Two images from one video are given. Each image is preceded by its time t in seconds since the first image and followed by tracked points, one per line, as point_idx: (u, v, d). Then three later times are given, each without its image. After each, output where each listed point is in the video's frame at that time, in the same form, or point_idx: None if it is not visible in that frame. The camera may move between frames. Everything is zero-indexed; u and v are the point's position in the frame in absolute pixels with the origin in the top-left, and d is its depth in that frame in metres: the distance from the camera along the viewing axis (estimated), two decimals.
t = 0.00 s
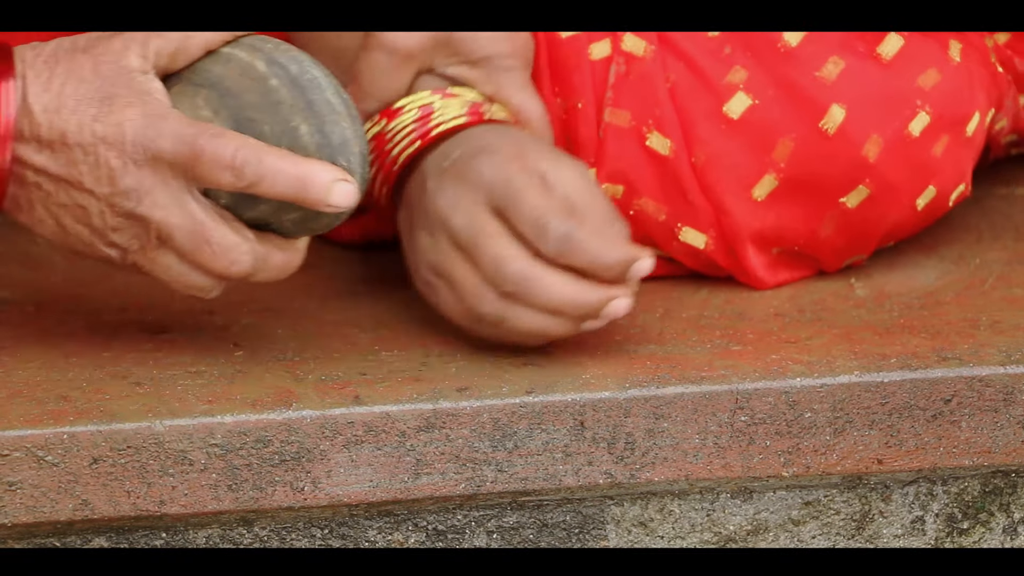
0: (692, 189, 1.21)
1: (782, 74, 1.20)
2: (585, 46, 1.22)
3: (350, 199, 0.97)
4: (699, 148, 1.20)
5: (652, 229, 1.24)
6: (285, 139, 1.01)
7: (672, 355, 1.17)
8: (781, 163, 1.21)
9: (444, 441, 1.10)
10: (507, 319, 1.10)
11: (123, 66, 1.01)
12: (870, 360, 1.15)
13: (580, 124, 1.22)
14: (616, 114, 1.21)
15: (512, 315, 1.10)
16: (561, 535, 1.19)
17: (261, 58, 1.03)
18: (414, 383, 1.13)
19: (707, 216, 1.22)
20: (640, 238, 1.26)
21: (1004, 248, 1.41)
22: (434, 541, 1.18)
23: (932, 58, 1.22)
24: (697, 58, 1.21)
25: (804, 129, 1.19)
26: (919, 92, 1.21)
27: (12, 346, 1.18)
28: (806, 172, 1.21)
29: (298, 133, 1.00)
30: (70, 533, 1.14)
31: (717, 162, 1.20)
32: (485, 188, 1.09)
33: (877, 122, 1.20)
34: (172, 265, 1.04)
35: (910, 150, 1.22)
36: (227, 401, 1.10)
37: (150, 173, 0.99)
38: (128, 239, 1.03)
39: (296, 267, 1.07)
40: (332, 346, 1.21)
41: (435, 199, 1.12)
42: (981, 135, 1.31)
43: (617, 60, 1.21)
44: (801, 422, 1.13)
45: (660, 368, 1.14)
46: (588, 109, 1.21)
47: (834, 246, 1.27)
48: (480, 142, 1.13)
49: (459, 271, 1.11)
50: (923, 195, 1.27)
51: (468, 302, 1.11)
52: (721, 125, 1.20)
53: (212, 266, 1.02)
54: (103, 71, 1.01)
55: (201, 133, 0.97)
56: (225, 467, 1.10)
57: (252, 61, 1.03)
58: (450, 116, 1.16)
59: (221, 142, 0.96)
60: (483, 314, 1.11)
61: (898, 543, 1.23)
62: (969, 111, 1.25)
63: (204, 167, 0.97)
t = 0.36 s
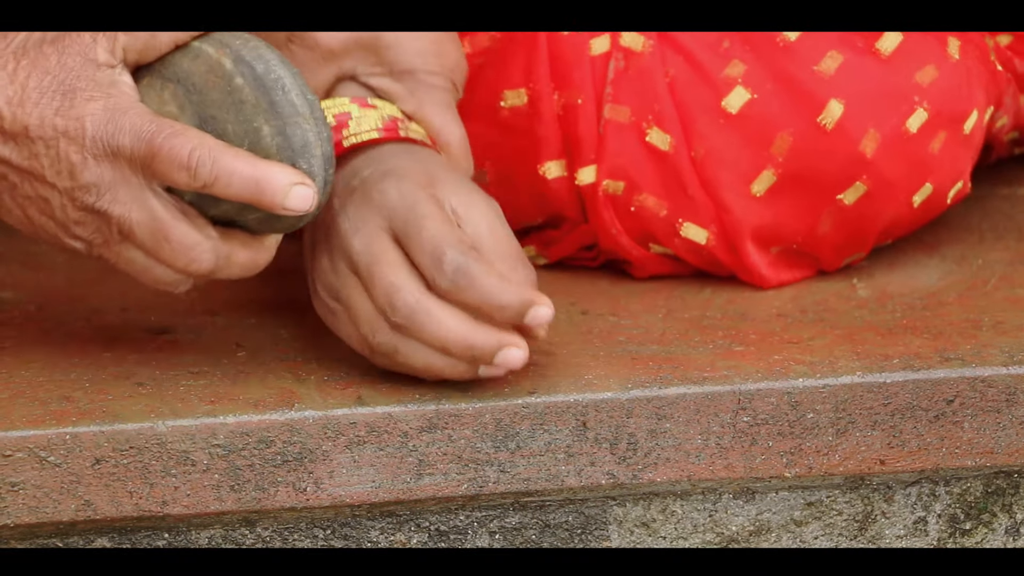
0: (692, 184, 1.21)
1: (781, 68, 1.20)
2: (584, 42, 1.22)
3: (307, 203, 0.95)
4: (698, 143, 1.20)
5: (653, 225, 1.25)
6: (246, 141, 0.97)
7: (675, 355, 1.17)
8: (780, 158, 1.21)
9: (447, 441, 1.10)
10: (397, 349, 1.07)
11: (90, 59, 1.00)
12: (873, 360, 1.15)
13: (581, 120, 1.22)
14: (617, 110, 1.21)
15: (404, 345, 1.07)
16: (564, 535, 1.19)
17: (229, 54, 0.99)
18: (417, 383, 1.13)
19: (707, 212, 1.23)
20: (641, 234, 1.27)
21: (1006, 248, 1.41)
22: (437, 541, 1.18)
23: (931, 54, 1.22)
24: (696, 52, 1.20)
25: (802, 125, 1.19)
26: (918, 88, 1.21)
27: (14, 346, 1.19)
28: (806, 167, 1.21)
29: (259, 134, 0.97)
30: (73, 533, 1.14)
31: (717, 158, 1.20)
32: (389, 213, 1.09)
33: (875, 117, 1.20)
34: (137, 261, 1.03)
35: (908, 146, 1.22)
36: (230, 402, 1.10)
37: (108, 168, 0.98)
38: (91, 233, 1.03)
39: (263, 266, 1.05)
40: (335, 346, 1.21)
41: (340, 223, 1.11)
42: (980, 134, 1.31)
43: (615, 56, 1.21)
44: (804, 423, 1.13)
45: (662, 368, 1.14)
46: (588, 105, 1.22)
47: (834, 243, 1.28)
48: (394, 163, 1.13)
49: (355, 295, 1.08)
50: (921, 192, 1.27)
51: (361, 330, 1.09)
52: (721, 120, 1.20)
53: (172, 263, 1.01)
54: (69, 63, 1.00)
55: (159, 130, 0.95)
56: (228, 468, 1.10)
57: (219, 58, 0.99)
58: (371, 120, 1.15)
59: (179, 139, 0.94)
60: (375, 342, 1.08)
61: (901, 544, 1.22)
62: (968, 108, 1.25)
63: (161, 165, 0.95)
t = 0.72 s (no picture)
0: (701, 199, 1.20)
1: (791, 81, 1.18)
2: (593, 55, 1.22)
3: (358, 196, 0.94)
4: (707, 157, 1.19)
5: (658, 237, 1.25)
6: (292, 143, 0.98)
7: (679, 355, 1.17)
8: (790, 171, 1.19)
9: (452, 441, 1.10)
10: (356, 391, 0.98)
11: (133, 79, 1.02)
12: (877, 361, 1.15)
13: (588, 135, 1.21)
14: (624, 124, 1.20)
15: (365, 390, 0.98)
16: (568, 536, 1.19)
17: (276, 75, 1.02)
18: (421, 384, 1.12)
19: (714, 226, 1.22)
20: (646, 245, 1.27)
21: (1011, 249, 1.41)
22: (440, 541, 1.18)
23: (942, 66, 1.21)
24: (705, 65, 1.19)
25: (813, 138, 1.18)
26: (930, 100, 1.20)
27: (18, 346, 1.19)
28: (817, 181, 1.20)
29: (306, 135, 0.98)
30: (77, 533, 1.14)
31: (726, 172, 1.19)
32: (382, 263, 1.03)
33: (887, 131, 1.19)
34: (167, 272, 0.99)
35: (920, 158, 1.21)
36: (234, 402, 1.10)
37: (158, 159, 0.97)
38: (126, 239, 1.00)
39: (293, 293, 1.02)
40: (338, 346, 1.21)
41: (327, 271, 1.05)
42: (990, 141, 1.30)
43: (624, 70, 1.20)
44: (808, 423, 1.13)
45: (666, 369, 1.14)
46: (595, 120, 1.21)
47: (842, 252, 1.27)
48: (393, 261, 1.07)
49: (325, 334, 1.01)
50: (932, 202, 1.27)
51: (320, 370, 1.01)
52: (731, 134, 1.19)
53: (204, 266, 0.97)
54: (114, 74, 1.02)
55: (213, 121, 0.96)
56: (232, 468, 1.10)
57: (265, 78, 1.02)
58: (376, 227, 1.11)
59: (234, 130, 0.96)
60: (336, 382, 0.99)
61: (905, 544, 1.22)
62: (978, 117, 1.25)
63: (212, 153, 0.95)
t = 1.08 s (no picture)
0: (707, 192, 1.20)
1: (797, 74, 1.18)
2: (599, 49, 1.22)
3: (370, 204, 0.91)
4: (713, 150, 1.19)
5: (664, 232, 1.24)
6: (313, 145, 0.93)
7: (685, 355, 1.17)
8: (797, 164, 1.19)
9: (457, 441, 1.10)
10: (374, 434, 1.01)
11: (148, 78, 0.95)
12: (883, 361, 1.15)
13: (594, 128, 1.22)
14: (631, 116, 1.20)
15: (384, 435, 1.01)
16: (573, 536, 1.18)
17: (305, 73, 0.96)
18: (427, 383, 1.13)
19: (721, 219, 1.22)
20: (652, 241, 1.26)
21: (1018, 250, 1.41)
22: (446, 542, 1.18)
23: (948, 60, 1.22)
24: (711, 59, 1.19)
25: (821, 131, 1.19)
26: (936, 93, 1.21)
27: (24, 346, 1.19)
28: (824, 174, 1.20)
29: (328, 140, 0.93)
30: (83, 533, 1.14)
31: (733, 165, 1.19)
32: (400, 307, 1.02)
33: (893, 123, 1.19)
34: (173, 274, 0.94)
35: (927, 152, 1.21)
36: (240, 401, 1.10)
37: (161, 161, 0.91)
38: (129, 239, 0.94)
39: (297, 290, 0.97)
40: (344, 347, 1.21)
41: (340, 303, 1.04)
42: (997, 138, 1.31)
43: (630, 63, 1.21)
44: (813, 424, 1.13)
45: (672, 369, 1.14)
46: (602, 113, 1.21)
47: (849, 248, 1.27)
48: (403, 265, 1.07)
49: (341, 371, 1.01)
50: (939, 197, 1.27)
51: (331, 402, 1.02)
52: (737, 127, 1.19)
53: (209, 271, 0.92)
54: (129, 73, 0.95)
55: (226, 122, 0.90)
56: (238, 468, 1.10)
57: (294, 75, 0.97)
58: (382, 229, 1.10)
59: (247, 135, 0.90)
60: (350, 420, 1.00)
61: (911, 545, 1.22)
62: (985, 113, 1.25)
63: (221, 157, 0.89)
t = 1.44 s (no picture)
0: (723, 188, 1.21)
1: (814, 69, 1.18)
2: (616, 45, 1.22)
3: (396, 203, 0.81)
4: (729, 145, 1.20)
5: (681, 228, 1.24)
6: (340, 136, 0.82)
7: (699, 357, 1.17)
8: (813, 160, 1.20)
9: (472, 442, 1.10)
10: (384, 441, 1.00)
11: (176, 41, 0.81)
12: (898, 363, 1.15)
13: (610, 123, 1.22)
14: (647, 112, 1.21)
15: (394, 442, 1.01)
16: (588, 537, 1.18)
17: (332, 47, 0.85)
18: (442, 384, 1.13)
19: (737, 215, 1.22)
20: (667, 237, 1.27)
21: None
22: (461, 542, 1.18)
23: (966, 57, 1.22)
24: (728, 55, 1.19)
25: (837, 127, 1.19)
26: (954, 91, 1.21)
27: (39, 346, 1.19)
28: (840, 171, 1.20)
29: (356, 134, 0.82)
30: (98, 533, 1.14)
31: (748, 161, 1.20)
32: (417, 317, 1.02)
33: (910, 120, 1.19)
34: (214, 268, 0.87)
35: (943, 149, 1.21)
36: (255, 402, 1.10)
37: (188, 158, 0.80)
38: (164, 231, 0.86)
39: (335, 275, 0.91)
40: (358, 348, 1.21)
41: (358, 309, 1.04)
42: (1014, 139, 1.31)
43: (647, 58, 1.21)
44: (828, 425, 1.13)
45: (687, 369, 1.14)
46: (618, 108, 1.22)
47: (864, 246, 1.27)
48: (420, 273, 1.08)
49: (354, 378, 1.01)
50: (955, 195, 1.27)
51: (342, 408, 1.02)
52: (753, 122, 1.19)
53: (248, 266, 0.86)
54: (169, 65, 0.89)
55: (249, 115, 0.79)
56: (253, 468, 1.10)
57: (323, 50, 0.84)
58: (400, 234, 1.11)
59: (270, 124, 0.79)
60: (361, 427, 1.00)
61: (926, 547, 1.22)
62: (1002, 112, 1.25)
63: (246, 155, 0.79)
